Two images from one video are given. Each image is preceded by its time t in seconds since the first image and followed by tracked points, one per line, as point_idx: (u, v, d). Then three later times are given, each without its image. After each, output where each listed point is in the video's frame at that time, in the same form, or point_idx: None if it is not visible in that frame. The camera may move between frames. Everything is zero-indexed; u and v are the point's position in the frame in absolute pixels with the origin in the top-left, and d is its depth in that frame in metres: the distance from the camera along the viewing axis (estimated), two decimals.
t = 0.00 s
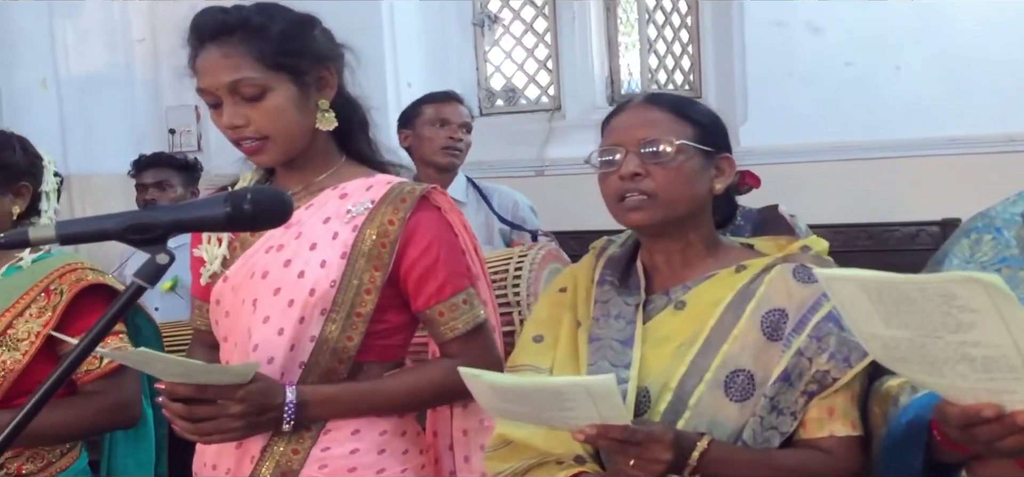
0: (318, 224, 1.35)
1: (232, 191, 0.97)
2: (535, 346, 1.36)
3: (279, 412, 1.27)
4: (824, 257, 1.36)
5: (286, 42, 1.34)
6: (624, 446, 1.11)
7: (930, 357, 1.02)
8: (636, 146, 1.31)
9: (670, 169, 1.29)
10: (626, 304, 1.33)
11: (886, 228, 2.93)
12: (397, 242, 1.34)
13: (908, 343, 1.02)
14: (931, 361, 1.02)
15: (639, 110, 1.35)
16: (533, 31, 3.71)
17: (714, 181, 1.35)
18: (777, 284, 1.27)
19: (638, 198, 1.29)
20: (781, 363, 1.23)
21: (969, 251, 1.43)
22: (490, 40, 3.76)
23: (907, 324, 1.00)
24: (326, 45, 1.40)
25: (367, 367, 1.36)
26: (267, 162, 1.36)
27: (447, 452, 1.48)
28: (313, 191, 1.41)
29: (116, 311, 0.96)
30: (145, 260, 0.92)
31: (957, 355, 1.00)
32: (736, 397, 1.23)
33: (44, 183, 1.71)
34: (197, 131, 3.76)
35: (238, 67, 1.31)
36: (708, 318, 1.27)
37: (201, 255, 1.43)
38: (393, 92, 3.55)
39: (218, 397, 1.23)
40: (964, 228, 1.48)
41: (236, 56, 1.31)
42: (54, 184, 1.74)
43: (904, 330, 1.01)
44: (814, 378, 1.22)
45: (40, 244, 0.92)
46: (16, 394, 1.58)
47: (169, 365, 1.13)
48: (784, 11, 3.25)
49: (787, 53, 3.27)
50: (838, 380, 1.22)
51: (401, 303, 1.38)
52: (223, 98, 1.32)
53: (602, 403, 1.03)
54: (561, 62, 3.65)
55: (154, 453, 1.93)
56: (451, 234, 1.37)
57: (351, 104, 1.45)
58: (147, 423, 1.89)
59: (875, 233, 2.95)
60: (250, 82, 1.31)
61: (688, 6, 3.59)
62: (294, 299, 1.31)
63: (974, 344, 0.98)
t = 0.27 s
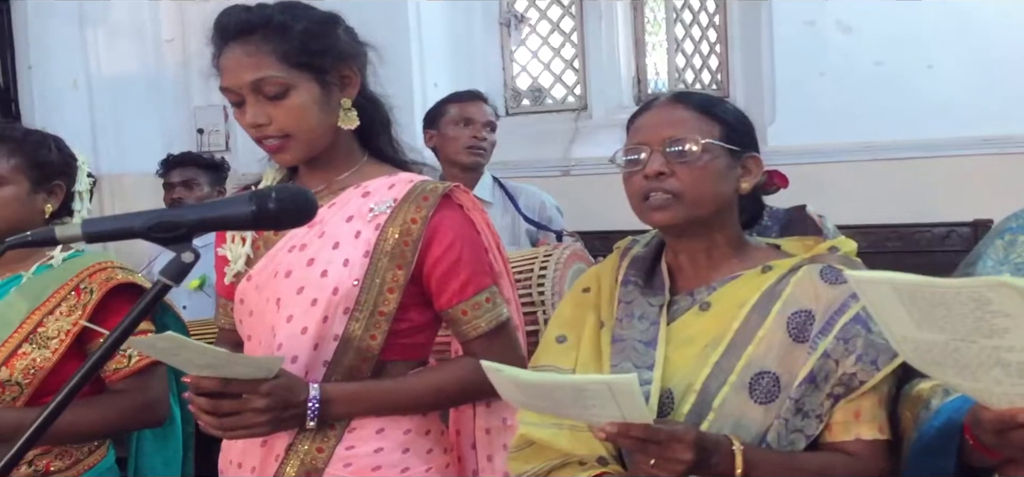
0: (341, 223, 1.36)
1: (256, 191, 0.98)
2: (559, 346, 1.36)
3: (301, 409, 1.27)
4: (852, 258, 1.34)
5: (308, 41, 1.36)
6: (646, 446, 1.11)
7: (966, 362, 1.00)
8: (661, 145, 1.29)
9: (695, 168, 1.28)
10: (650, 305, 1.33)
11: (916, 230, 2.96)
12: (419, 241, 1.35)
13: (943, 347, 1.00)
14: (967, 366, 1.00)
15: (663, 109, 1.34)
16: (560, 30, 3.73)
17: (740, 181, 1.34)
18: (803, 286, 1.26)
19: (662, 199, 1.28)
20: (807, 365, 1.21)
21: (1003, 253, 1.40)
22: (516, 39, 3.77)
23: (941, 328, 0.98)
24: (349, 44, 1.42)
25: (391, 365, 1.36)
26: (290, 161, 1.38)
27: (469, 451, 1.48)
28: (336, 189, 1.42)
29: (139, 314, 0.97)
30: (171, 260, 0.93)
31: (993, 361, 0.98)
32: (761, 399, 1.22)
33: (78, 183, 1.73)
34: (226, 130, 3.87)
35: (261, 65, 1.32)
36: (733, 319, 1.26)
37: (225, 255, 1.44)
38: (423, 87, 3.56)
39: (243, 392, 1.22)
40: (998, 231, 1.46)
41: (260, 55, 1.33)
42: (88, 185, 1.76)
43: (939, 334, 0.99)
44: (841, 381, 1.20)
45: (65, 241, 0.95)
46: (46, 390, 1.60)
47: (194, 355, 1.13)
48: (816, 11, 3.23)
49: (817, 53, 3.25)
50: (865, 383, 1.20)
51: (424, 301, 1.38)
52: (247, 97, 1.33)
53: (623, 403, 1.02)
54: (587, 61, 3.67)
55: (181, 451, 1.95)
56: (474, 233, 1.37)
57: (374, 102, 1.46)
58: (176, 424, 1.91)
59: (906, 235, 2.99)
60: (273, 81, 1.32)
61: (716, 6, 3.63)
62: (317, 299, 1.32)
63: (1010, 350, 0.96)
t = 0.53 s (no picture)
0: (360, 224, 1.37)
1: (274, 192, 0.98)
2: (567, 350, 1.37)
3: (320, 408, 1.27)
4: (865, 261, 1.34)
5: (328, 43, 1.37)
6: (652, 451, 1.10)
7: (991, 368, 0.99)
8: (669, 147, 1.29)
9: (703, 170, 1.27)
10: (658, 309, 1.33)
11: (955, 232, 2.78)
12: (438, 241, 1.35)
13: (969, 354, 0.98)
14: (993, 372, 0.99)
15: (672, 111, 1.34)
16: (595, 30, 3.72)
17: (750, 184, 1.33)
18: (813, 290, 1.25)
19: (669, 200, 1.28)
20: (817, 370, 1.20)
21: None
22: (552, 39, 3.79)
23: (969, 335, 0.96)
24: (369, 46, 1.43)
25: (409, 366, 1.37)
26: (310, 161, 1.39)
27: (487, 451, 1.48)
28: (355, 190, 1.43)
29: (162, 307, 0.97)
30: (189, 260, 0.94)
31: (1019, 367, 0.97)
32: (770, 404, 1.21)
33: (112, 183, 1.77)
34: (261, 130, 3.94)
35: (281, 67, 1.34)
36: (743, 322, 1.26)
37: (246, 255, 1.46)
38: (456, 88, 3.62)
39: (261, 390, 1.22)
40: None
41: (280, 57, 1.34)
42: (121, 184, 1.80)
43: (967, 341, 0.97)
44: (851, 386, 1.20)
45: (86, 240, 0.98)
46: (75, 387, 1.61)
47: (217, 351, 1.10)
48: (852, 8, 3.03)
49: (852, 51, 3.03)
50: (876, 389, 1.19)
51: (441, 302, 1.38)
52: (267, 99, 1.34)
53: (628, 412, 1.03)
54: (622, 62, 3.64)
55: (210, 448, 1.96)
56: (492, 233, 1.38)
57: (392, 105, 1.48)
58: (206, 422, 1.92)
59: (945, 237, 2.80)
60: (293, 82, 1.33)
61: (753, 5, 3.52)
62: (336, 298, 1.33)
63: None
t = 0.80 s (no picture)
0: (379, 226, 1.37)
1: (285, 195, 1.00)
2: (576, 354, 1.38)
3: (336, 410, 1.28)
4: (879, 264, 1.34)
5: (347, 46, 1.38)
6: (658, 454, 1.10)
7: (1014, 375, 0.97)
8: (677, 150, 1.30)
9: (712, 174, 1.28)
10: (669, 314, 1.34)
11: (1000, 234, 2.73)
12: (456, 244, 1.35)
13: (991, 362, 0.96)
14: (1016, 379, 0.97)
15: (681, 114, 1.34)
16: (632, 30, 3.71)
17: (760, 186, 1.34)
18: (825, 294, 1.26)
19: (679, 204, 1.28)
20: (829, 376, 1.21)
21: None
22: (588, 40, 3.80)
23: (993, 342, 0.94)
24: (389, 49, 1.44)
25: (426, 369, 1.37)
26: (328, 164, 1.40)
27: (505, 456, 1.49)
28: (373, 193, 1.44)
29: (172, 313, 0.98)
30: (201, 264, 0.97)
31: None
32: (781, 411, 1.22)
33: (141, 183, 1.79)
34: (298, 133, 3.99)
35: (301, 69, 1.35)
36: (754, 328, 1.26)
37: (265, 257, 1.48)
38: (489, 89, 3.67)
39: (277, 391, 1.23)
40: None
41: (299, 60, 1.35)
42: (151, 183, 1.82)
43: (990, 349, 0.95)
44: (865, 392, 1.20)
45: (100, 243, 1.00)
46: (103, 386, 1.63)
47: (234, 352, 1.11)
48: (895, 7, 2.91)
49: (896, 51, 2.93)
50: (889, 394, 1.19)
51: (459, 305, 1.38)
52: (286, 101, 1.35)
53: (637, 413, 1.02)
54: (659, 61, 3.64)
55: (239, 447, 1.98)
56: (510, 236, 1.38)
57: (412, 109, 1.49)
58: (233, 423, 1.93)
59: (988, 239, 2.75)
60: (311, 85, 1.34)
61: (792, 4, 3.45)
62: (354, 301, 1.33)
63: None
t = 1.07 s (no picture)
0: (408, 228, 1.36)
1: (305, 198, 1.01)
2: (609, 359, 1.36)
3: (365, 413, 1.26)
4: (922, 269, 1.29)
5: (378, 46, 1.37)
6: (685, 457, 1.08)
7: None
8: (709, 153, 1.27)
9: (745, 177, 1.25)
10: (702, 319, 1.31)
11: None
12: (486, 247, 1.33)
13: None
14: None
15: (713, 116, 1.31)
16: (672, 29, 3.67)
17: (797, 188, 1.30)
18: (864, 300, 1.22)
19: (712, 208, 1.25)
20: (866, 384, 1.18)
21: None
22: (628, 40, 3.75)
23: None
24: (421, 51, 1.43)
25: (456, 373, 1.36)
26: (357, 165, 1.39)
27: (536, 460, 1.48)
28: (404, 195, 1.43)
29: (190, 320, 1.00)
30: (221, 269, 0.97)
31: None
32: (817, 419, 1.19)
33: (173, 184, 1.81)
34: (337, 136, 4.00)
35: (331, 70, 1.34)
36: (790, 334, 1.23)
37: (296, 259, 1.48)
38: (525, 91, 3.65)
39: (306, 395, 1.22)
40: None
41: (330, 61, 1.34)
42: (183, 184, 1.84)
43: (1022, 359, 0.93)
44: (903, 400, 1.17)
45: (122, 248, 0.99)
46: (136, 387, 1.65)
47: (260, 357, 1.11)
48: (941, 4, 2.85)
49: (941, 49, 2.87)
50: (929, 404, 1.16)
51: (489, 308, 1.37)
52: (317, 101, 1.35)
53: (663, 417, 1.00)
54: (699, 60, 3.59)
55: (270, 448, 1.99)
56: (541, 239, 1.36)
57: (443, 111, 1.47)
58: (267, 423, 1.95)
59: None
60: (342, 86, 1.33)
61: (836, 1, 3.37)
62: (383, 304, 1.32)
63: None
